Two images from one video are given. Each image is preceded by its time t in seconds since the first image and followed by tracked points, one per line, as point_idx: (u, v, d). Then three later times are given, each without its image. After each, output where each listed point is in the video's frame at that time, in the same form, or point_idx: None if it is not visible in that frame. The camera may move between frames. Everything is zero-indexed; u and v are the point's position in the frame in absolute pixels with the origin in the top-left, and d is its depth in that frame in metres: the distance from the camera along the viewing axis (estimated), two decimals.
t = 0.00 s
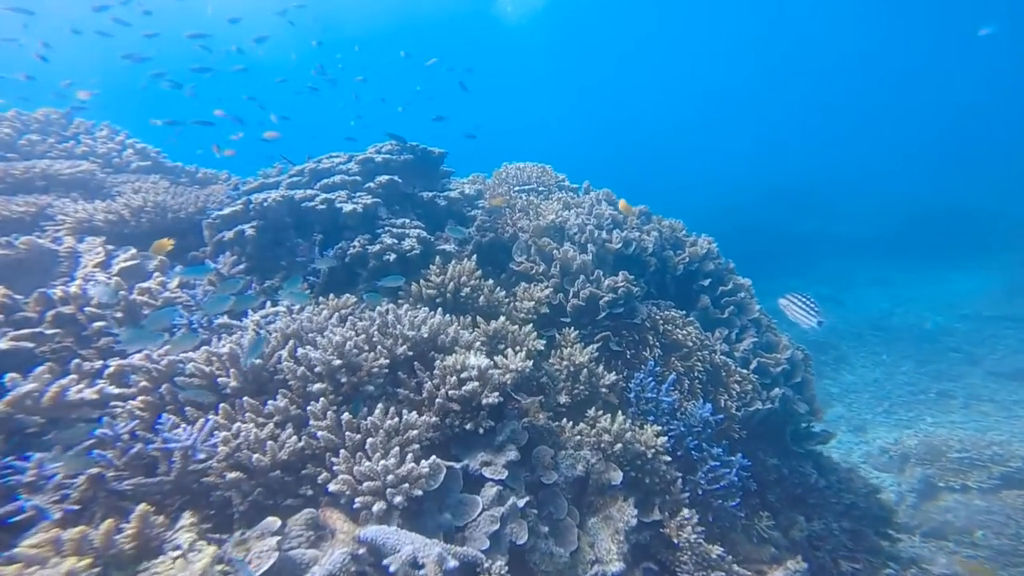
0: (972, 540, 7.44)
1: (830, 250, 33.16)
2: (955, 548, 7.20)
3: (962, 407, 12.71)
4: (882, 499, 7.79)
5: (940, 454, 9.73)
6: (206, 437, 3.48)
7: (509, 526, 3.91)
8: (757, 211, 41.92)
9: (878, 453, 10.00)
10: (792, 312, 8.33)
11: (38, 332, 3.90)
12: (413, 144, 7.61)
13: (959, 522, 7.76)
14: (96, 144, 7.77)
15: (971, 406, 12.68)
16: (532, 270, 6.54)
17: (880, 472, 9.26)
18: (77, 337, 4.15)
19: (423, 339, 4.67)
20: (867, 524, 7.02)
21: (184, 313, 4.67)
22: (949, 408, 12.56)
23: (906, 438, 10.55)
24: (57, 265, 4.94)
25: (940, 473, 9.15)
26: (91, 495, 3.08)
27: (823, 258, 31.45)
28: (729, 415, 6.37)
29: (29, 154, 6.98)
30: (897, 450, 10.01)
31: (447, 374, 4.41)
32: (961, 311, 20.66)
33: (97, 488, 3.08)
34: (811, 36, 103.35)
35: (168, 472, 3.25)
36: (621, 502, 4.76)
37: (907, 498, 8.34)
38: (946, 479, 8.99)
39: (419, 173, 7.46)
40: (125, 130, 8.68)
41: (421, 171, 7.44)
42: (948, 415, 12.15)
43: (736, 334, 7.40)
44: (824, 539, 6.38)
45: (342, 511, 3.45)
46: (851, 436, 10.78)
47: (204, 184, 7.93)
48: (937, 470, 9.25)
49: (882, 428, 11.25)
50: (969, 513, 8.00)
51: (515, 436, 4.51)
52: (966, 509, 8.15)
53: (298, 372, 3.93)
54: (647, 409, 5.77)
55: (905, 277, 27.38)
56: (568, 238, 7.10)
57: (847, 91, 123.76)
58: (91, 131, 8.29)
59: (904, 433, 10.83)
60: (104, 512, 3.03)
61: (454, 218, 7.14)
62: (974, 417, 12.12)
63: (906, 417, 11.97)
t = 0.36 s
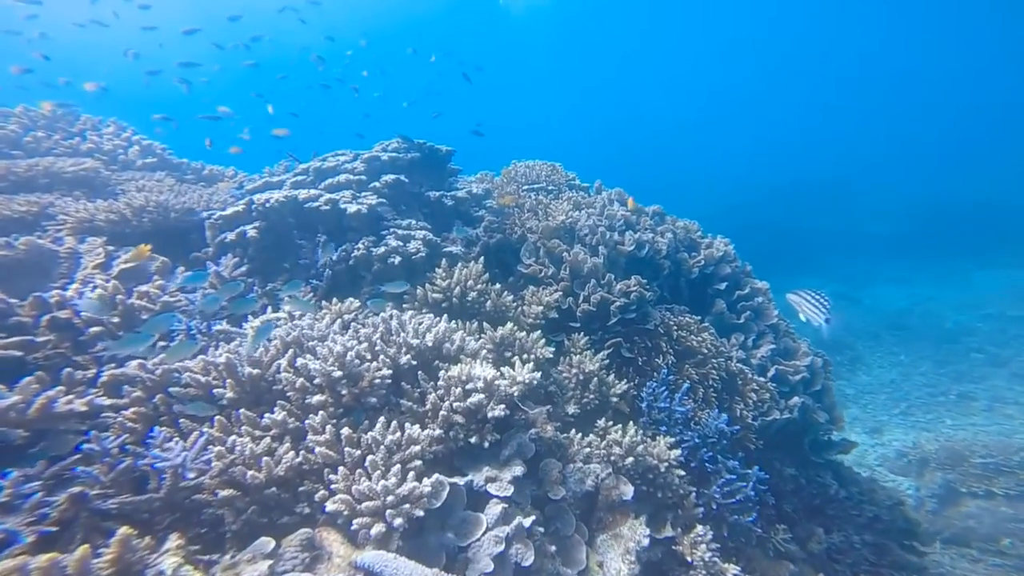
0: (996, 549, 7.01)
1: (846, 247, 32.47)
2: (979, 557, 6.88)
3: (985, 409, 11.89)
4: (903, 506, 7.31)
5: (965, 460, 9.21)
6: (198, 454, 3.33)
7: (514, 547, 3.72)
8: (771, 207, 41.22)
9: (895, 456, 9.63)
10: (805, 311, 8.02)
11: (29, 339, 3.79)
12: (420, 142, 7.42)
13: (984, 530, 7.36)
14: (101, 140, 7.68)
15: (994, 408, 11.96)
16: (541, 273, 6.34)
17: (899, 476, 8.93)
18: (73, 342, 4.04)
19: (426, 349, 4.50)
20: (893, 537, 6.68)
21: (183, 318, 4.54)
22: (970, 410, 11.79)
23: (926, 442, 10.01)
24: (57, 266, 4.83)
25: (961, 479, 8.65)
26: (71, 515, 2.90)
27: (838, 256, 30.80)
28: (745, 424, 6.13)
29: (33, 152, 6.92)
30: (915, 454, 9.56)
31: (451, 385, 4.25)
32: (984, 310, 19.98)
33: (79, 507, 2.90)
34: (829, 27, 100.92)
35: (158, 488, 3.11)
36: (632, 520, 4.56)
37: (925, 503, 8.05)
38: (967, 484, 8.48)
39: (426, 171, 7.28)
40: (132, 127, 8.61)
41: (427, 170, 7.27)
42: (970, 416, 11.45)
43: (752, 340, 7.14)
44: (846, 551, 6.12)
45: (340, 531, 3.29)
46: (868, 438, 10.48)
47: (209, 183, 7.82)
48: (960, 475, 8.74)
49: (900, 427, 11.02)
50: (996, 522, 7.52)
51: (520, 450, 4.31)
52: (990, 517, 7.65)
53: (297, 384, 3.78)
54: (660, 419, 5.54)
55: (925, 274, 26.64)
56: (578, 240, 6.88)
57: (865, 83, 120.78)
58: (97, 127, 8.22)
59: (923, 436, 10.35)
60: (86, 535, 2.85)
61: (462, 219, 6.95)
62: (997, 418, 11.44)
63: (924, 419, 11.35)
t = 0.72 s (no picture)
0: (1011, 560, 6.60)
1: (856, 247, 31.98)
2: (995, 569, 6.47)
3: (997, 414, 11.51)
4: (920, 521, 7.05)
5: (978, 468, 8.67)
6: (174, 472, 3.16)
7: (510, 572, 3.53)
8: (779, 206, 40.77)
9: (904, 461, 9.03)
10: (811, 309, 7.69)
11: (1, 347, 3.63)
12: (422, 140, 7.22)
13: (1000, 539, 6.95)
14: (97, 136, 7.55)
15: (1007, 413, 11.52)
16: (543, 277, 6.13)
17: (906, 482, 8.38)
18: (52, 348, 3.90)
19: (424, 359, 4.32)
20: (907, 553, 6.39)
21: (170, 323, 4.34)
22: (983, 415, 11.42)
23: (936, 448, 9.38)
24: (41, 267, 4.68)
25: (974, 485, 8.17)
26: (25, 540, 2.78)
27: (847, 256, 30.40)
28: (754, 437, 5.91)
29: (26, 148, 6.79)
30: (925, 460, 8.96)
31: (448, 398, 4.06)
32: (999, 313, 19.51)
33: (33, 532, 2.77)
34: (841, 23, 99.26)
35: (129, 509, 2.96)
36: (635, 540, 4.37)
37: (935, 510, 7.59)
38: (981, 492, 8.02)
39: (428, 171, 7.13)
40: (129, 122, 8.48)
41: (427, 169, 7.08)
42: (983, 422, 10.97)
43: (762, 349, 6.91)
44: (857, 566, 5.95)
45: (324, 556, 3.11)
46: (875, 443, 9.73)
47: (205, 180, 7.65)
48: (973, 482, 8.25)
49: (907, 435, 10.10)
50: (1010, 531, 7.09)
51: (519, 467, 4.12)
52: (1005, 525, 7.22)
53: (285, 397, 3.61)
54: (665, 432, 5.33)
55: (938, 276, 26.13)
56: (583, 243, 6.66)
57: (878, 79, 118.84)
58: (93, 123, 8.09)
59: (934, 439, 9.85)
60: (38, 560, 2.75)
61: (463, 220, 6.75)
62: (1009, 424, 10.94)
63: (935, 423, 10.81)
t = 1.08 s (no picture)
0: None
1: (866, 246, 31.52)
2: None
3: (1014, 420, 11.18)
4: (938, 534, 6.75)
5: (994, 475, 8.40)
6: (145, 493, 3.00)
7: None
8: (788, 205, 40.33)
9: (916, 467, 8.65)
10: (811, 303, 7.08)
11: None
12: (423, 140, 7.04)
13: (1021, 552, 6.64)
14: (95, 133, 7.44)
15: None
16: (547, 283, 5.94)
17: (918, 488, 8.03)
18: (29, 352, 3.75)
19: (420, 370, 4.14)
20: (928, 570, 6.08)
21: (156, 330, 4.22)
22: (999, 420, 11.08)
23: (950, 454, 9.06)
24: (26, 267, 4.55)
25: (990, 493, 7.86)
26: None
27: (858, 255, 29.94)
28: (764, 450, 5.69)
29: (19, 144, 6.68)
30: (938, 466, 8.63)
31: (444, 411, 3.88)
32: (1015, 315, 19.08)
33: None
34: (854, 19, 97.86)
35: (94, 531, 2.80)
36: (637, 562, 4.18)
37: (949, 518, 7.27)
38: (998, 500, 7.73)
39: (430, 171, 6.96)
40: (128, 119, 8.37)
41: (427, 169, 6.92)
42: (1000, 427, 10.67)
43: (771, 356, 6.69)
44: None
45: None
46: (884, 446, 9.40)
47: (202, 179, 7.51)
48: (989, 490, 7.96)
49: (919, 437, 9.94)
50: None
51: (517, 485, 3.93)
52: None
53: (272, 411, 3.44)
54: (671, 445, 5.12)
55: (950, 276, 25.67)
56: (588, 247, 6.44)
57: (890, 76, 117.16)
58: (92, 120, 8.00)
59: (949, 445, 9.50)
60: None
61: (465, 221, 6.54)
62: None
63: (949, 427, 10.54)
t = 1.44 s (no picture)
0: None
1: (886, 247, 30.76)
2: None
3: None
4: (978, 554, 6.29)
5: None
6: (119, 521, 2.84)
7: None
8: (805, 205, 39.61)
9: (944, 475, 8.28)
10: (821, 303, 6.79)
11: None
12: (428, 142, 6.87)
13: None
14: (100, 135, 7.39)
15: None
16: (555, 291, 5.74)
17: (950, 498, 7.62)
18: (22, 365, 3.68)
19: (419, 384, 3.95)
20: None
21: (149, 343, 4.12)
22: None
23: (981, 463, 8.67)
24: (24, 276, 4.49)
25: None
26: None
27: (877, 255, 29.24)
28: (782, 465, 5.43)
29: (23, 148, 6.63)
30: (967, 475, 8.23)
31: (445, 429, 3.70)
32: None
33: None
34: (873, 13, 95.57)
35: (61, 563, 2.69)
36: None
37: (984, 531, 6.86)
38: None
39: (434, 173, 6.81)
40: (135, 121, 8.33)
41: (431, 171, 6.77)
42: None
43: (789, 365, 6.42)
44: None
45: None
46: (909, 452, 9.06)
47: (206, 182, 7.43)
48: None
49: (944, 441, 9.61)
50: None
51: (521, 506, 3.72)
52: None
53: (264, 431, 3.29)
54: (684, 461, 4.90)
55: (974, 277, 24.90)
56: (598, 253, 6.21)
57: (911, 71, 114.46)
58: (98, 122, 7.96)
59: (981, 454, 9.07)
60: None
61: (470, 226, 6.34)
62: None
63: (976, 433, 10.13)
